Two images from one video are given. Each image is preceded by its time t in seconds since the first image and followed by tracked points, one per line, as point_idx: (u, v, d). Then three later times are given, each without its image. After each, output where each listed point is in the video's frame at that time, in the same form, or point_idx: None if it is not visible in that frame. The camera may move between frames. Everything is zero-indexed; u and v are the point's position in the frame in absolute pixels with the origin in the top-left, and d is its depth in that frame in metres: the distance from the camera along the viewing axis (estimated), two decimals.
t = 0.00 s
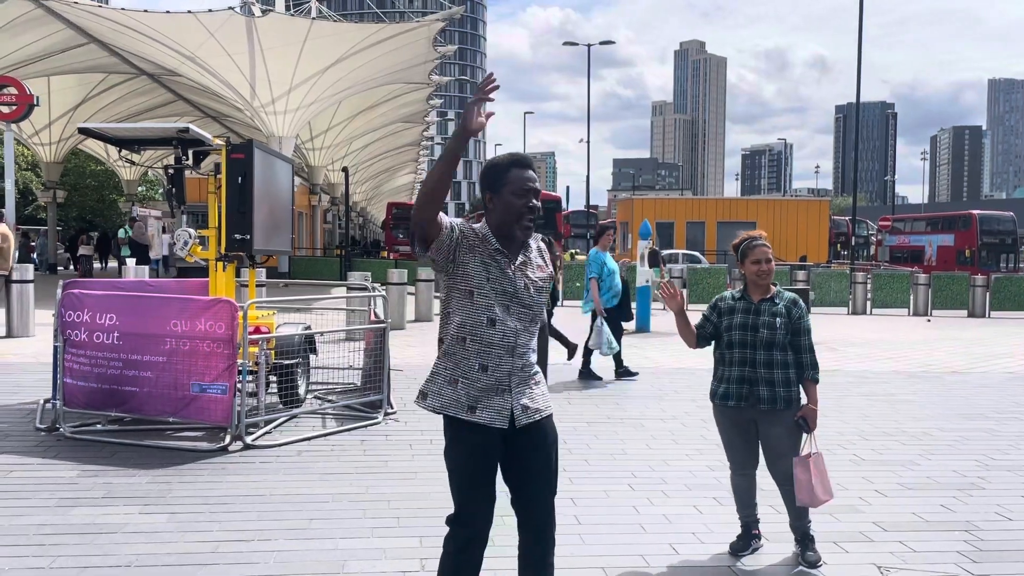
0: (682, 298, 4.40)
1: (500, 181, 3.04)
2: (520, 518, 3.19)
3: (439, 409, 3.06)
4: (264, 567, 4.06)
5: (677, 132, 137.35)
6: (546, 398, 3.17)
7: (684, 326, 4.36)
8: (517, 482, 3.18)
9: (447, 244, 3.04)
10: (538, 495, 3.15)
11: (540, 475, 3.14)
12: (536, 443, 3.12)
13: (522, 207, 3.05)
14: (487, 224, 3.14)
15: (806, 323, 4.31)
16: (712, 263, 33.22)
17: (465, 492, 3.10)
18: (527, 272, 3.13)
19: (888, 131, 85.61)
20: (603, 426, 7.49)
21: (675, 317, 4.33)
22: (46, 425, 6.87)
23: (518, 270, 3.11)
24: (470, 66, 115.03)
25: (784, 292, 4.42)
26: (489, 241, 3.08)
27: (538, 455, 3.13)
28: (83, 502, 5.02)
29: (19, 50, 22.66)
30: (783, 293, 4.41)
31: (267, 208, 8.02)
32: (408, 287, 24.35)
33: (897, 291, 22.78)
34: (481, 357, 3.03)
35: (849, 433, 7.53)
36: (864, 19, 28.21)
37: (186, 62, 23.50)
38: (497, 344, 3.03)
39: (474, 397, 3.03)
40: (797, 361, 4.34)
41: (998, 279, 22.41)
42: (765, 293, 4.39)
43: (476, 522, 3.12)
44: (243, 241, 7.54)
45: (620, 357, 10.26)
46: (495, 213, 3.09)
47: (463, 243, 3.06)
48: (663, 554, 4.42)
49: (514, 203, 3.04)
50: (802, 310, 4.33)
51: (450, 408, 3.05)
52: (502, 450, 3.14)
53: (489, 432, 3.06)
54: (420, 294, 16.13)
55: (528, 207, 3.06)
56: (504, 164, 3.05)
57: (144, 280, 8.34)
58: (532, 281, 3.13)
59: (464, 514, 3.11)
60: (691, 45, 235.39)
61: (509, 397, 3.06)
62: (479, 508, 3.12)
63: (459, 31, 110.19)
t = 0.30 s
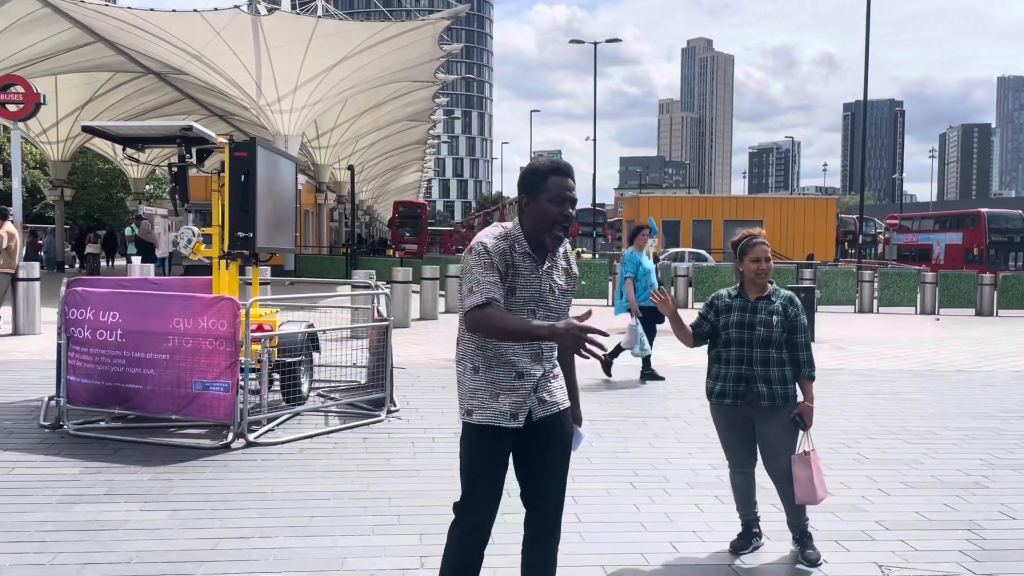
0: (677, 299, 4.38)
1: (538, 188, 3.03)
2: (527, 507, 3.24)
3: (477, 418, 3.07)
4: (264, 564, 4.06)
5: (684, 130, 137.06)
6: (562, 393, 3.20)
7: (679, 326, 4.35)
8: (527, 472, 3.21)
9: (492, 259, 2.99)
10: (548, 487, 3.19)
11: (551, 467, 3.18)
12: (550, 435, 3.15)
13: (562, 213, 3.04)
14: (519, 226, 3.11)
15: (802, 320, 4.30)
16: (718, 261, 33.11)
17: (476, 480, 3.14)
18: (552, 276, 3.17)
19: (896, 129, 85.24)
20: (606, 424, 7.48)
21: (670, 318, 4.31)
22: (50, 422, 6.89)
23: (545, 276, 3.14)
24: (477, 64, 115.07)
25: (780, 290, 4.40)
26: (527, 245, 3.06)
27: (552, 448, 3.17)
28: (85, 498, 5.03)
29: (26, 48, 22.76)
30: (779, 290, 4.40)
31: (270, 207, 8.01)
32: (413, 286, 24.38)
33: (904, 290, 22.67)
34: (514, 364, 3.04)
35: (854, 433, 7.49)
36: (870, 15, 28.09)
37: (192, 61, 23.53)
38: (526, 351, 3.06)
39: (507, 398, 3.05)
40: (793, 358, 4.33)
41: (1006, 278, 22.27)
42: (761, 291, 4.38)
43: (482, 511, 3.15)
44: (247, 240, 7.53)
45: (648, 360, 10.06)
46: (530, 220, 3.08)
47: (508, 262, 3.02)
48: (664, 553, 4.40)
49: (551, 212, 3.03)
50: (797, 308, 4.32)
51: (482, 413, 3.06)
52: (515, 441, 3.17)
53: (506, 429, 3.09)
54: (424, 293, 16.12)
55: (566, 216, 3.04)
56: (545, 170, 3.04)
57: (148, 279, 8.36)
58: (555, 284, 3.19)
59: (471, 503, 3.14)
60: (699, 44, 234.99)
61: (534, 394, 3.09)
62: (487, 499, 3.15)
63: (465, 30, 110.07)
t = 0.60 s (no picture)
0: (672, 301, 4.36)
1: (534, 178, 3.06)
2: (524, 505, 3.22)
3: (476, 415, 3.06)
4: (259, 564, 4.06)
5: (691, 129, 136.78)
6: (566, 394, 3.19)
7: (674, 328, 4.33)
8: (525, 472, 3.20)
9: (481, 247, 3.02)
10: (545, 485, 3.19)
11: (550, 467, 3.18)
12: (550, 434, 3.14)
13: (556, 204, 3.06)
14: (519, 219, 3.14)
15: (796, 320, 4.31)
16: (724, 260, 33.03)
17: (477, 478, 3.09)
18: (554, 268, 3.13)
19: (904, 127, 84.88)
20: (607, 424, 7.46)
21: (665, 321, 4.29)
22: (50, 421, 6.91)
23: (546, 267, 3.11)
24: (484, 63, 115.10)
25: (775, 289, 4.40)
26: (524, 236, 3.07)
27: (551, 448, 3.16)
28: (83, 497, 5.04)
29: (31, 48, 22.84)
30: (774, 290, 4.40)
31: (270, 206, 8.02)
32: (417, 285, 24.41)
33: (910, 289, 22.58)
34: (512, 362, 3.03)
35: (855, 433, 7.45)
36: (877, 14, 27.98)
37: (197, 60, 23.57)
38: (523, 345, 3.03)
39: (505, 395, 3.04)
40: (789, 358, 4.32)
41: (1013, 277, 22.19)
42: (755, 292, 4.37)
43: (484, 511, 3.10)
44: (247, 239, 7.54)
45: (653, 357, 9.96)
46: (528, 212, 3.09)
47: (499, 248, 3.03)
48: (661, 554, 4.39)
49: (546, 202, 3.06)
50: (792, 307, 4.33)
51: (481, 410, 3.04)
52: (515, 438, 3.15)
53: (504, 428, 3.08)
54: (428, 292, 16.12)
55: (561, 205, 3.06)
56: (541, 161, 3.06)
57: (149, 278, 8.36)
58: (558, 276, 3.15)
59: (471, 501, 3.11)
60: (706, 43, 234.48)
61: (532, 393, 3.07)
62: (488, 497, 3.11)
63: (471, 29, 110.09)
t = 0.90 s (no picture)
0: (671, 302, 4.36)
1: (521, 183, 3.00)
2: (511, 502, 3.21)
3: (457, 405, 3.08)
4: (252, 563, 4.07)
5: (696, 129, 136.59)
6: (554, 395, 3.17)
7: (673, 328, 4.32)
8: (515, 472, 3.18)
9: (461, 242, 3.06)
10: (535, 485, 3.17)
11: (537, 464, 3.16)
12: (538, 433, 3.13)
13: (542, 212, 3.00)
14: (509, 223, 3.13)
15: (795, 321, 4.31)
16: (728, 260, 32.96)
17: (464, 471, 3.10)
18: (541, 272, 3.08)
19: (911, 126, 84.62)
20: (605, 423, 7.46)
21: (664, 320, 4.29)
22: (50, 419, 6.93)
23: (532, 271, 3.07)
24: (489, 63, 115.05)
25: (773, 289, 4.40)
26: (509, 237, 3.07)
27: (540, 449, 3.15)
28: (79, 496, 5.05)
29: (36, 48, 22.90)
30: (772, 290, 4.40)
31: (270, 205, 8.02)
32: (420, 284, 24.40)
33: (915, 289, 22.52)
34: (491, 358, 3.03)
35: (855, 433, 7.43)
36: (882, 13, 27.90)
37: (200, 60, 23.61)
38: (502, 345, 3.03)
39: (486, 391, 3.04)
40: (787, 358, 4.34)
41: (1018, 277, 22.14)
42: (753, 292, 4.37)
43: (471, 505, 3.09)
44: (246, 238, 7.57)
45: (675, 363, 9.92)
46: (516, 214, 3.06)
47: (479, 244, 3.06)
48: (655, 554, 4.38)
49: (533, 206, 3.00)
50: (790, 308, 4.33)
51: (463, 406, 3.05)
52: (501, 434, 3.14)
53: (486, 423, 3.09)
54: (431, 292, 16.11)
55: (549, 210, 3.00)
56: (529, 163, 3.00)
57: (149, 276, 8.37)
58: (546, 280, 3.09)
59: (457, 494, 3.10)
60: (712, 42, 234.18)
61: (513, 394, 3.07)
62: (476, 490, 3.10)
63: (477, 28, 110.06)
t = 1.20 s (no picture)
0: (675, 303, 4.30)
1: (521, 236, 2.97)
2: (506, 504, 3.14)
3: (442, 429, 3.07)
4: (245, 563, 4.05)
5: (699, 130, 136.40)
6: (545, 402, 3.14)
7: (677, 329, 4.26)
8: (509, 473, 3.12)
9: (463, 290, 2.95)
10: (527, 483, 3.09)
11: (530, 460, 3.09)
12: (529, 433, 3.07)
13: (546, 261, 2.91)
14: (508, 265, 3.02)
15: (799, 322, 4.26)
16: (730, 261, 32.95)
17: (453, 467, 3.05)
18: (538, 317, 3.02)
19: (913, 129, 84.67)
20: (603, 424, 7.44)
21: (668, 322, 4.23)
22: (47, 419, 6.93)
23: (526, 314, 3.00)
24: (492, 63, 115.10)
25: (778, 291, 4.34)
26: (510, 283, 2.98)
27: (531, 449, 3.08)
28: (73, 496, 5.04)
29: (38, 48, 22.95)
30: (777, 292, 4.33)
31: (267, 204, 8.01)
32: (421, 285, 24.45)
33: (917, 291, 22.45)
34: (483, 398, 3.01)
35: (853, 434, 7.40)
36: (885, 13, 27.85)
37: (202, 60, 23.63)
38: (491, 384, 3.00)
39: (471, 419, 3.04)
40: (791, 360, 4.29)
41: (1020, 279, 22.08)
42: (758, 293, 4.30)
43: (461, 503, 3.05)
44: (243, 238, 7.60)
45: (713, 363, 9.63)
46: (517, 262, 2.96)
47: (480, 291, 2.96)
48: (650, 555, 4.36)
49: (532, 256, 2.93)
50: (795, 309, 4.28)
51: (449, 429, 3.05)
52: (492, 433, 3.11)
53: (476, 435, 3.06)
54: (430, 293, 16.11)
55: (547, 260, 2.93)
56: (527, 214, 2.99)
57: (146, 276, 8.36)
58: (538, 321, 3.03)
59: (446, 492, 3.06)
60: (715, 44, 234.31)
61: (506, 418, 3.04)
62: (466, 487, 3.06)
63: (480, 29, 110.19)
